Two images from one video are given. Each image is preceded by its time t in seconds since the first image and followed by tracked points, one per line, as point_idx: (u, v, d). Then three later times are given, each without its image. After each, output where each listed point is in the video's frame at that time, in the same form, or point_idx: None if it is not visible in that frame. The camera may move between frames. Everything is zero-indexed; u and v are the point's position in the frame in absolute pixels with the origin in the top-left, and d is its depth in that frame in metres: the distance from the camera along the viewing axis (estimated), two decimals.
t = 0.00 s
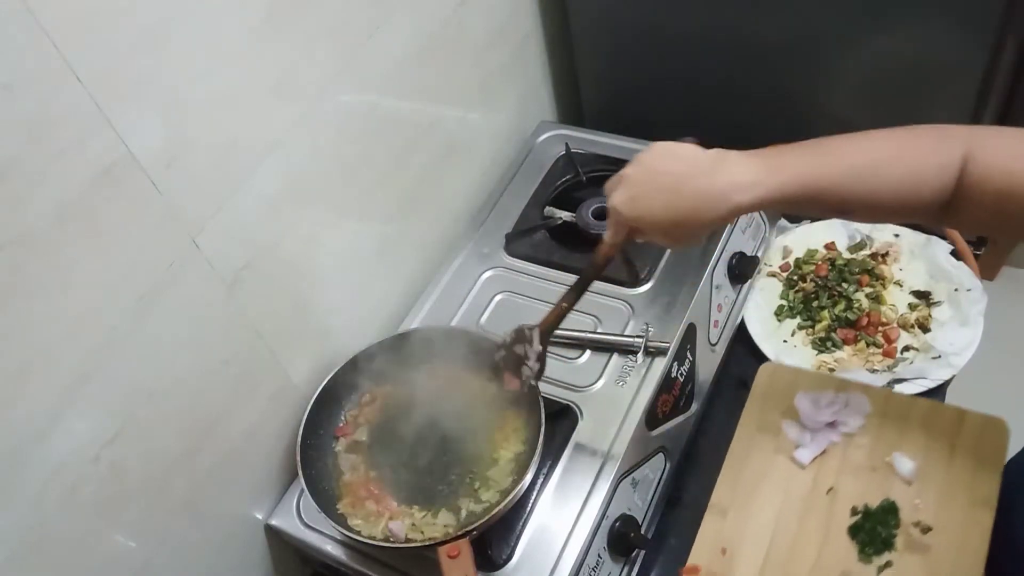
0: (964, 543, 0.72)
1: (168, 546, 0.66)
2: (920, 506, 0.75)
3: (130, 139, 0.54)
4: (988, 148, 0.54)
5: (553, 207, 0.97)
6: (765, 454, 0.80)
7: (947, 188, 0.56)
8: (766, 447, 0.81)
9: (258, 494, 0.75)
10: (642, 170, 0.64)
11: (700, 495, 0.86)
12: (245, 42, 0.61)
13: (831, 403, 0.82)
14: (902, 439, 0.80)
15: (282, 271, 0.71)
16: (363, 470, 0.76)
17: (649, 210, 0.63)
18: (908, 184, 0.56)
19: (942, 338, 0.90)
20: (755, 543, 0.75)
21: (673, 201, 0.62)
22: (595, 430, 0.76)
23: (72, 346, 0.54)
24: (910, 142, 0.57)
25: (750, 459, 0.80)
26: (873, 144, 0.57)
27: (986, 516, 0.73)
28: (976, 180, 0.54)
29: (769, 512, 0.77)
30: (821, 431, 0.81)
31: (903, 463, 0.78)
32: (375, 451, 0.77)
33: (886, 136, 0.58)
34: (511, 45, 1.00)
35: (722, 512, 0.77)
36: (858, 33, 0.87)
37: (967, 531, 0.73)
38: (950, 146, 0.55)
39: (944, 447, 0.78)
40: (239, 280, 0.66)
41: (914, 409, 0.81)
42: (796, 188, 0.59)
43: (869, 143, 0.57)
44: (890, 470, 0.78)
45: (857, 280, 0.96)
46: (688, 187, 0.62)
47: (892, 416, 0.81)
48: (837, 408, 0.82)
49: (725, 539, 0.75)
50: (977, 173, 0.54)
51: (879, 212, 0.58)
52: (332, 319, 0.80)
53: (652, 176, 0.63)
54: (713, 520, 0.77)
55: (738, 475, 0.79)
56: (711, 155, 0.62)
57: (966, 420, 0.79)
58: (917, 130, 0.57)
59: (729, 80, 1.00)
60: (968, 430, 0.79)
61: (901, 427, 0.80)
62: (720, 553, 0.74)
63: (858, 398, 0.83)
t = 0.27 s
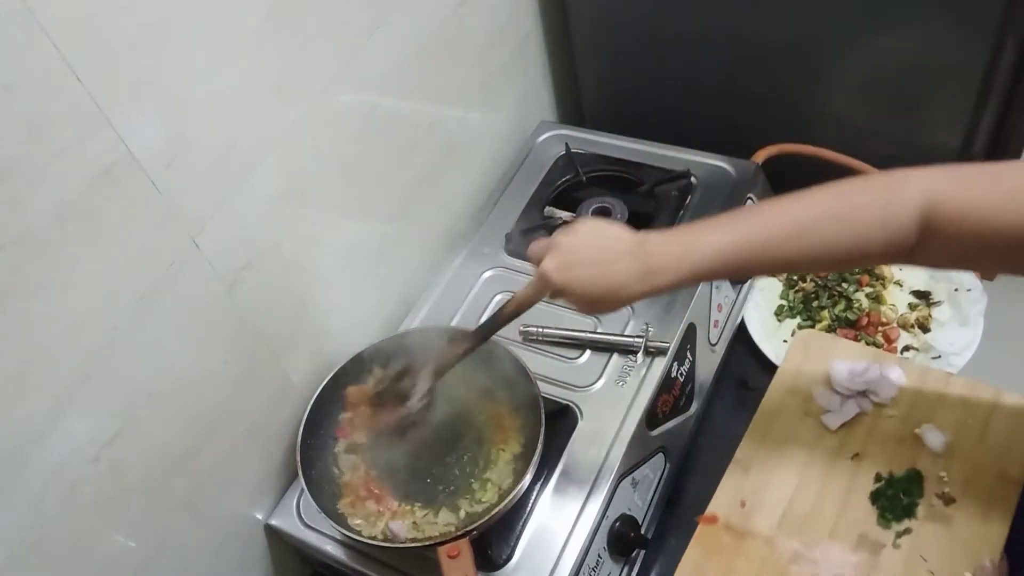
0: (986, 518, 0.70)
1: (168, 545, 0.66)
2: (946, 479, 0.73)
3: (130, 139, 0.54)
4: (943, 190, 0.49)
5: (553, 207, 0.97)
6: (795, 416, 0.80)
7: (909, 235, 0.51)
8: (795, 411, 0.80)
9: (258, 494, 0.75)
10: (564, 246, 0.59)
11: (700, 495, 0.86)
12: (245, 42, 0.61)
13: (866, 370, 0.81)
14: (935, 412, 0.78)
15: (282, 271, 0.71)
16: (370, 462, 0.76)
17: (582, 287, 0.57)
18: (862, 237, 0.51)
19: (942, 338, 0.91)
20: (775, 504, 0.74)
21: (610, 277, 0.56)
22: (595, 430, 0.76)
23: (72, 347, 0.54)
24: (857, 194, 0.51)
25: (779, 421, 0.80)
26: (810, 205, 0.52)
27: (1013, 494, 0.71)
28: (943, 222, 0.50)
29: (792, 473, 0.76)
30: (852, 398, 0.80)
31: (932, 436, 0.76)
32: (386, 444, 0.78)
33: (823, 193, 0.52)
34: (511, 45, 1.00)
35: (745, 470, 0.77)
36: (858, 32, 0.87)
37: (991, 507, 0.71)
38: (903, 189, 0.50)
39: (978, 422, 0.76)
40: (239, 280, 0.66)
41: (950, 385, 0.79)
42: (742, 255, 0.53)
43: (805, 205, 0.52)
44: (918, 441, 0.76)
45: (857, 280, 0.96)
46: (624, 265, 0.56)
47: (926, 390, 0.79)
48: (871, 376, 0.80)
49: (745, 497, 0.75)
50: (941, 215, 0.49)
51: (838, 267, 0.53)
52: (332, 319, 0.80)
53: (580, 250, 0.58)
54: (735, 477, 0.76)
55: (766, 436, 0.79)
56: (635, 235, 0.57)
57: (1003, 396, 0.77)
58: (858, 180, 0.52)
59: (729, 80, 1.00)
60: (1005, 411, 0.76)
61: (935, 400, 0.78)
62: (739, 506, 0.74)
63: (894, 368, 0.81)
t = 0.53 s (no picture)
0: (979, 521, 0.73)
1: (168, 545, 0.66)
2: (943, 482, 0.76)
3: (130, 139, 0.54)
4: (946, 169, 0.49)
5: (553, 207, 0.97)
6: (800, 421, 0.82)
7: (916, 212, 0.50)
8: (803, 415, 0.83)
9: (258, 494, 0.75)
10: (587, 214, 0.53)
11: (700, 495, 0.86)
12: (244, 42, 0.61)
13: (873, 378, 0.83)
14: (935, 419, 0.80)
15: (282, 271, 0.71)
16: (376, 458, 0.77)
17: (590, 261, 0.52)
18: (873, 211, 0.50)
19: (942, 338, 0.91)
20: (777, 502, 0.77)
21: (625, 252, 0.51)
22: (595, 431, 0.76)
23: (71, 347, 0.54)
24: (863, 169, 0.50)
25: (786, 424, 0.82)
26: (823, 177, 0.50)
27: (1005, 499, 0.74)
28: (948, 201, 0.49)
29: (794, 474, 0.79)
30: (857, 405, 0.82)
31: (932, 441, 0.78)
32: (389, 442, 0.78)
33: (831, 169, 0.50)
34: (511, 45, 1.00)
35: (752, 471, 0.80)
36: (858, 32, 0.87)
37: (984, 512, 0.74)
38: (907, 166, 0.50)
39: (978, 429, 0.79)
40: (238, 280, 0.66)
41: (953, 393, 0.81)
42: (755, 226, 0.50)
43: (818, 177, 0.50)
44: (918, 446, 0.79)
45: (857, 280, 0.96)
46: (637, 236, 0.51)
47: (929, 397, 0.82)
48: (877, 385, 0.82)
49: (750, 494, 0.78)
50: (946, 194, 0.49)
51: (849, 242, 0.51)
52: (332, 319, 0.79)
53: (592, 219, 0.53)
54: (744, 474, 0.79)
55: (773, 438, 0.82)
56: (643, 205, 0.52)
57: (1003, 406, 0.80)
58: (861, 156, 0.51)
59: (729, 80, 1.00)
60: (1004, 421, 0.79)
61: (936, 407, 0.81)
62: (743, 503, 0.77)
63: (899, 378, 0.83)
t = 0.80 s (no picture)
0: (953, 536, 0.77)
1: (168, 545, 0.66)
2: (913, 501, 0.80)
3: (130, 139, 0.54)
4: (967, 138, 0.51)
5: (553, 207, 0.97)
6: (775, 456, 0.85)
7: (935, 180, 0.52)
8: (774, 451, 0.85)
9: (258, 494, 0.75)
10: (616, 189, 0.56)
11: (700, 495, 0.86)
12: (244, 42, 0.61)
13: (834, 407, 0.86)
14: (898, 440, 0.84)
15: (283, 271, 0.71)
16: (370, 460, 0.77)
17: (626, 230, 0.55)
18: (897, 179, 0.52)
19: (941, 338, 0.91)
20: (761, 536, 0.80)
21: (654, 215, 0.54)
22: (595, 430, 0.76)
23: (71, 346, 0.54)
24: (889, 140, 0.53)
25: (761, 459, 0.85)
26: (853, 146, 0.53)
27: (974, 511, 0.78)
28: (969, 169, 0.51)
29: (774, 509, 0.81)
30: (823, 436, 0.85)
31: (897, 462, 0.82)
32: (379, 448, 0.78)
33: (863, 139, 0.53)
34: (511, 45, 1.00)
35: (733, 508, 0.82)
36: (858, 32, 0.87)
37: (956, 524, 0.78)
38: (928, 139, 0.52)
39: (938, 446, 0.83)
40: (238, 280, 0.66)
41: (913, 412, 0.85)
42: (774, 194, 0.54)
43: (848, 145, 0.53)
44: (886, 469, 0.82)
45: (857, 280, 0.97)
46: (669, 202, 0.55)
47: (892, 418, 0.85)
48: (837, 414, 0.86)
49: (733, 536, 0.80)
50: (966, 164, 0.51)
51: (871, 207, 0.53)
52: (332, 320, 0.79)
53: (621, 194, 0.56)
54: (724, 516, 0.82)
55: (750, 474, 0.84)
56: (674, 172, 0.56)
57: (959, 422, 0.84)
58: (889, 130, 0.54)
59: (729, 80, 1.00)
60: (964, 434, 0.83)
61: (897, 429, 0.85)
62: (728, 545, 0.79)
63: (859, 403, 0.87)
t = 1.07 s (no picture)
0: (914, 546, 0.76)
1: (167, 546, 0.66)
2: (876, 512, 0.79)
3: (130, 139, 0.54)
4: (935, 201, 0.49)
5: (553, 207, 0.97)
6: (739, 470, 0.84)
7: (906, 244, 0.51)
8: (739, 464, 0.85)
9: (258, 494, 0.75)
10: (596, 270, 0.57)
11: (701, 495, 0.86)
12: (245, 43, 0.61)
13: (797, 419, 0.86)
14: (862, 452, 0.83)
15: (283, 270, 0.71)
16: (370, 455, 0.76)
17: (594, 311, 0.56)
18: (864, 249, 0.51)
19: (941, 338, 0.91)
20: (725, 550, 0.79)
21: (625, 306, 0.56)
22: (595, 430, 0.76)
23: (72, 346, 0.54)
24: (855, 206, 0.52)
25: (726, 475, 0.84)
26: (818, 217, 0.52)
27: (936, 521, 0.77)
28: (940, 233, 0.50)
29: (738, 523, 0.80)
30: (786, 448, 0.85)
31: (860, 474, 0.81)
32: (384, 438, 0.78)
33: (829, 208, 0.52)
34: (511, 45, 1.00)
35: (698, 524, 0.81)
36: (858, 33, 0.87)
37: (918, 534, 0.77)
38: (895, 204, 0.50)
39: (900, 457, 0.82)
40: (238, 280, 0.66)
41: (875, 424, 0.85)
42: (737, 275, 0.53)
43: (813, 215, 0.52)
44: (849, 481, 0.82)
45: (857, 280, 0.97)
46: (638, 289, 0.56)
47: (855, 431, 0.85)
48: (801, 426, 0.85)
49: (697, 548, 0.79)
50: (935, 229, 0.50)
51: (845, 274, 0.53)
52: (332, 320, 0.79)
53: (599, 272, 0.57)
54: (690, 528, 0.81)
55: (715, 489, 0.83)
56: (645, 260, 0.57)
57: (920, 433, 0.83)
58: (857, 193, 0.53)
59: (729, 80, 1.00)
60: (925, 444, 0.82)
61: (859, 441, 0.84)
62: (695, 558, 0.78)
63: (822, 414, 0.86)
